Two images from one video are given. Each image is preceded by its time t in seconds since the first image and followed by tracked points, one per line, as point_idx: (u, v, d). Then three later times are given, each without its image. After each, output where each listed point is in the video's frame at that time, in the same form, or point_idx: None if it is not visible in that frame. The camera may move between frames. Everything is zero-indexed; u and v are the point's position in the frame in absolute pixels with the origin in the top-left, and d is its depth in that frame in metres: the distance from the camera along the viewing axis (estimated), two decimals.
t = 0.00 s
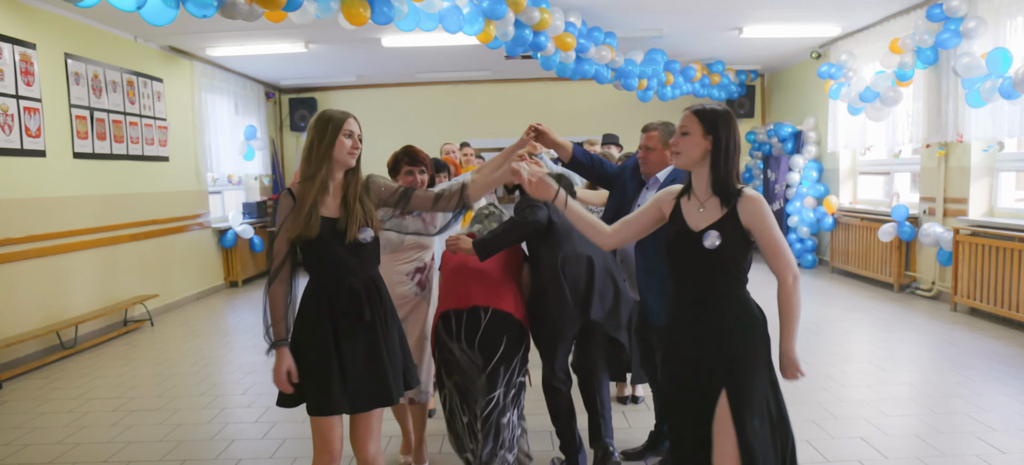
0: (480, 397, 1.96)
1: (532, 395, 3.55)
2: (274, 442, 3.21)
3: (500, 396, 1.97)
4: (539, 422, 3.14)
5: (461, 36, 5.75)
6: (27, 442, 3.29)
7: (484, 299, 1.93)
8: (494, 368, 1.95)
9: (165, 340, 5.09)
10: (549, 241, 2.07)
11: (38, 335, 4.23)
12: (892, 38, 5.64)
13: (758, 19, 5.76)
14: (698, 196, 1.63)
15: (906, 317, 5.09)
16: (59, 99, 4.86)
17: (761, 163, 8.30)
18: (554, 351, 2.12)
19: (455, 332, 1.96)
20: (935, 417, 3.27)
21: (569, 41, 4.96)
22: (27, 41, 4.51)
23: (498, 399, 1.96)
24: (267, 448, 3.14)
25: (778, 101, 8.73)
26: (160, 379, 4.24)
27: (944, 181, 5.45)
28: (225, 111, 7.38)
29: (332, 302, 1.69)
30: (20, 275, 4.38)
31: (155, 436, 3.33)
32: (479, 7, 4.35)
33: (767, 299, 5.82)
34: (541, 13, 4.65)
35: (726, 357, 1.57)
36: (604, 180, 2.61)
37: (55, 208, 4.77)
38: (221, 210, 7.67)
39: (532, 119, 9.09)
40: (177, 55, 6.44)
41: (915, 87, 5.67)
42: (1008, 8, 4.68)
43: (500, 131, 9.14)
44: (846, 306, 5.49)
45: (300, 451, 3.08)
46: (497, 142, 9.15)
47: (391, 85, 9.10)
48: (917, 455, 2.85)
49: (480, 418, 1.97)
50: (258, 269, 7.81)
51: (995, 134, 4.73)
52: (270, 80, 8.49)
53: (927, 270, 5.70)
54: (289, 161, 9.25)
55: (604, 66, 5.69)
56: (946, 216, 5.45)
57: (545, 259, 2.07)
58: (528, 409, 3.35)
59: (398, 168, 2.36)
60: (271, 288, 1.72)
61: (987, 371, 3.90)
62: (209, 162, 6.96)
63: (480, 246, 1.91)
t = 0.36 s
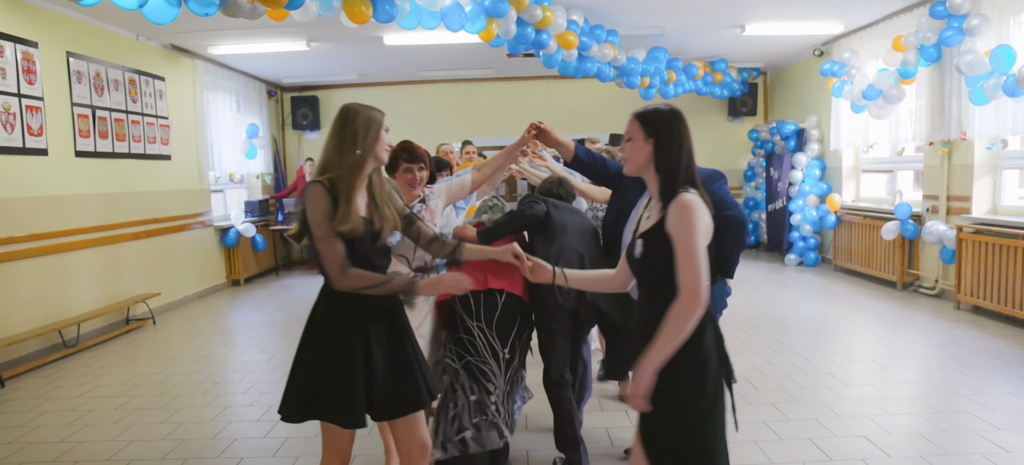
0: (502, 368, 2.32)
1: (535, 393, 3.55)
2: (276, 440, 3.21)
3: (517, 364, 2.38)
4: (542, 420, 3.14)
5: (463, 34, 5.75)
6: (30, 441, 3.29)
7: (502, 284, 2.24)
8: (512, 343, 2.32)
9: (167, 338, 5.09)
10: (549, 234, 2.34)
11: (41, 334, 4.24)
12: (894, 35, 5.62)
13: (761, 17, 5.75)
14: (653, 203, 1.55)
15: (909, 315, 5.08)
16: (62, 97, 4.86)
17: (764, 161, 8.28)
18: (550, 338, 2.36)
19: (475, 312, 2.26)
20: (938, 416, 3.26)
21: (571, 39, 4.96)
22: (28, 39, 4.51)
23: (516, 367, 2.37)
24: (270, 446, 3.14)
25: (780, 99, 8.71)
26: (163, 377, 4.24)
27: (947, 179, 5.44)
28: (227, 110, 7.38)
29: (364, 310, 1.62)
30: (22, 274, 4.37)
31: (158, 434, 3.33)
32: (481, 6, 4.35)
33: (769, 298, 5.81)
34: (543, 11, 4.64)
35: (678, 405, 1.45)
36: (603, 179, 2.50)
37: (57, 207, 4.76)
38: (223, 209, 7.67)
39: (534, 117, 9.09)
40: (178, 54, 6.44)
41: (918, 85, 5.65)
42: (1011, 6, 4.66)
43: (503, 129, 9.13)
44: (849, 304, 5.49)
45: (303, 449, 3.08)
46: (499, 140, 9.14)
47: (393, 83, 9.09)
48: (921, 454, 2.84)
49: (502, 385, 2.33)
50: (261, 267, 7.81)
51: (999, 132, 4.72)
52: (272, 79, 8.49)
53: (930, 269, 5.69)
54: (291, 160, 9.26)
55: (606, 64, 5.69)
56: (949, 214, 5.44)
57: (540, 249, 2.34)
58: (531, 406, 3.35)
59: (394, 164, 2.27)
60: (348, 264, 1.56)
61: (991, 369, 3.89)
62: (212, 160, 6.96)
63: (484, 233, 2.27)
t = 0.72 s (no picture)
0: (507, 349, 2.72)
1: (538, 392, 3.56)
2: (278, 440, 3.21)
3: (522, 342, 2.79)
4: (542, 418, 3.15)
5: (465, 34, 5.75)
6: (32, 441, 3.29)
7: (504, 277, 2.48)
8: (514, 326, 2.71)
9: (169, 338, 5.10)
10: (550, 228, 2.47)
11: (43, 334, 4.24)
12: (896, 35, 5.62)
13: (763, 17, 5.75)
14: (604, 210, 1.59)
15: (911, 315, 5.09)
16: (64, 97, 4.86)
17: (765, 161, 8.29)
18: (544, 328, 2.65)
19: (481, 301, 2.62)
20: (940, 415, 3.26)
21: (572, 39, 4.97)
22: (31, 39, 4.52)
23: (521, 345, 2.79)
24: (272, 446, 3.14)
25: (781, 99, 8.72)
26: (165, 377, 4.24)
27: (949, 179, 5.44)
28: (229, 109, 7.38)
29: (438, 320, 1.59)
30: (24, 273, 4.38)
31: (160, 434, 3.33)
32: (483, 6, 4.35)
33: (771, 297, 5.82)
34: (545, 11, 4.65)
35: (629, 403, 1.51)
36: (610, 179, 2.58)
37: (59, 207, 4.77)
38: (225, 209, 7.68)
39: (536, 117, 9.09)
40: (181, 54, 6.45)
41: (920, 84, 5.66)
42: (1013, 5, 4.66)
43: (505, 129, 9.14)
44: (850, 304, 5.49)
45: (304, 449, 3.08)
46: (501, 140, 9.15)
47: (395, 83, 9.10)
48: (923, 453, 2.84)
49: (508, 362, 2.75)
50: (263, 267, 7.82)
51: (1000, 131, 4.72)
52: (274, 79, 8.50)
53: (932, 268, 5.69)
54: (293, 160, 9.27)
55: (608, 64, 5.69)
56: (951, 213, 5.44)
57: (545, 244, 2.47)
58: (534, 405, 3.36)
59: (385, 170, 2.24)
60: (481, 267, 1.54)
61: (993, 369, 3.89)
62: (214, 160, 6.96)
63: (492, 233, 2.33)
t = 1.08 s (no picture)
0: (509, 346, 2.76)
1: (539, 392, 3.56)
2: (279, 440, 3.21)
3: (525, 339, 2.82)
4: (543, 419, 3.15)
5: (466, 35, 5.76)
6: (33, 441, 3.29)
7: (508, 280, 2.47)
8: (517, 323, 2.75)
9: (170, 339, 5.10)
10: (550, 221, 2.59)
11: (43, 334, 4.24)
12: (897, 35, 5.62)
13: (765, 17, 5.75)
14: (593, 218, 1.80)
15: (912, 315, 5.09)
16: (65, 98, 4.86)
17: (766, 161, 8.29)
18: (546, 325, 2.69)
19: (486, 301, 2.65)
20: (942, 415, 3.26)
21: (573, 39, 4.97)
22: (32, 40, 4.51)
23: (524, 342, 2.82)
24: (273, 446, 3.14)
25: (782, 99, 8.72)
26: (166, 378, 4.24)
27: (950, 179, 5.44)
28: (230, 110, 7.38)
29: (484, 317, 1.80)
30: (26, 274, 4.39)
31: (161, 434, 3.33)
32: (484, 6, 4.35)
33: (772, 298, 5.81)
34: (546, 11, 4.66)
35: (593, 382, 1.73)
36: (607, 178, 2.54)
37: (60, 208, 4.77)
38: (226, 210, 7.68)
39: (537, 118, 9.09)
40: (182, 54, 6.45)
41: (922, 85, 5.65)
42: (1014, 6, 4.66)
43: (505, 130, 9.14)
44: (851, 304, 5.49)
45: (306, 449, 3.08)
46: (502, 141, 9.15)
47: (395, 84, 9.10)
48: (923, 453, 2.84)
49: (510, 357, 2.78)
50: (263, 268, 7.83)
51: (1002, 132, 4.72)
52: (275, 79, 8.50)
53: (933, 269, 5.69)
54: (294, 161, 9.27)
55: (609, 64, 5.69)
56: (952, 214, 5.44)
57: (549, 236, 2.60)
58: (535, 405, 3.36)
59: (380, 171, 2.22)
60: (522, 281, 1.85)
61: (994, 369, 3.89)
62: (215, 161, 6.95)
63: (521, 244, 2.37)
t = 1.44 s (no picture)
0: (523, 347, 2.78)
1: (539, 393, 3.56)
2: (279, 441, 3.21)
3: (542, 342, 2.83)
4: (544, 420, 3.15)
5: (467, 36, 5.77)
6: (34, 442, 3.29)
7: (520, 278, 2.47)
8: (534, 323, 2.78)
9: (171, 340, 5.10)
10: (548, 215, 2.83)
11: (44, 335, 4.24)
12: (898, 36, 5.62)
13: (766, 19, 5.75)
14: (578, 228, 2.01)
15: (913, 316, 5.09)
16: (66, 98, 4.86)
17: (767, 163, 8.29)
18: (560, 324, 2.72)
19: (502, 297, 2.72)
20: (943, 417, 3.26)
21: (574, 40, 4.97)
22: (32, 40, 4.51)
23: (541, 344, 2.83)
24: (274, 447, 3.14)
25: (783, 100, 8.72)
26: (167, 378, 4.24)
27: (950, 181, 5.44)
28: (231, 111, 7.38)
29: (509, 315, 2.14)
30: (27, 274, 4.39)
31: (161, 435, 3.33)
32: (484, 6, 4.35)
33: (773, 299, 5.81)
34: (547, 13, 4.66)
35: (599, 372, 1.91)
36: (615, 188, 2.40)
37: (62, 209, 4.78)
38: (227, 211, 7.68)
39: (538, 119, 9.10)
40: (182, 55, 6.46)
41: (922, 86, 5.66)
42: (1015, 6, 4.66)
43: (505, 131, 9.14)
44: (852, 306, 5.49)
45: (306, 450, 3.08)
46: (502, 143, 9.15)
47: (396, 85, 9.10)
48: (924, 454, 2.84)
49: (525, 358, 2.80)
50: (264, 269, 7.83)
51: (1003, 133, 4.71)
52: (276, 80, 8.50)
53: (934, 270, 5.69)
54: (295, 162, 9.27)
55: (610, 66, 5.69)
56: (953, 215, 5.44)
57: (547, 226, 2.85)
58: (535, 406, 3.36)
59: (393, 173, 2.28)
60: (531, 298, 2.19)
61: (995, 370, 3.89)
62: (216, 161, 6.95)
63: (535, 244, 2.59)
